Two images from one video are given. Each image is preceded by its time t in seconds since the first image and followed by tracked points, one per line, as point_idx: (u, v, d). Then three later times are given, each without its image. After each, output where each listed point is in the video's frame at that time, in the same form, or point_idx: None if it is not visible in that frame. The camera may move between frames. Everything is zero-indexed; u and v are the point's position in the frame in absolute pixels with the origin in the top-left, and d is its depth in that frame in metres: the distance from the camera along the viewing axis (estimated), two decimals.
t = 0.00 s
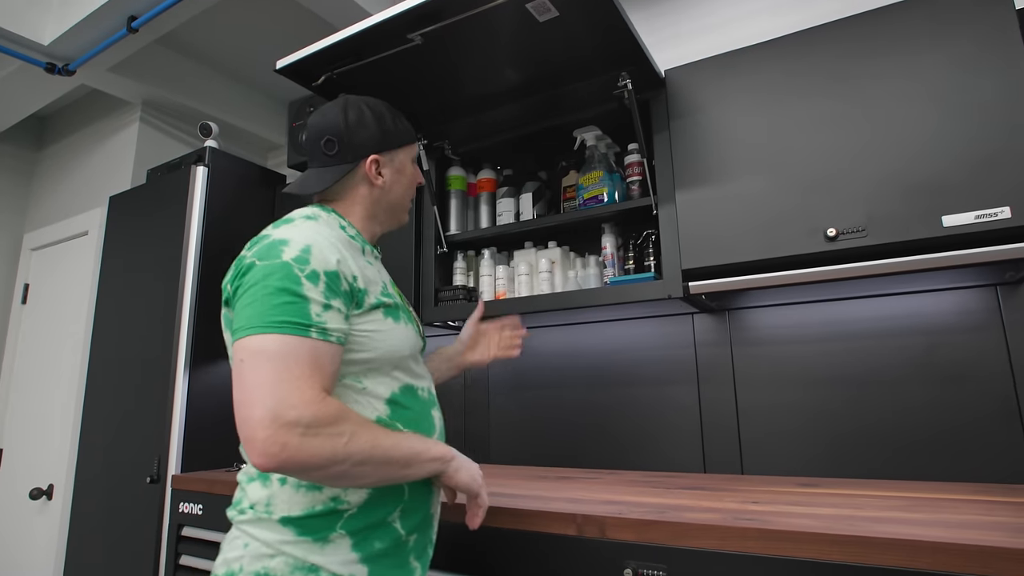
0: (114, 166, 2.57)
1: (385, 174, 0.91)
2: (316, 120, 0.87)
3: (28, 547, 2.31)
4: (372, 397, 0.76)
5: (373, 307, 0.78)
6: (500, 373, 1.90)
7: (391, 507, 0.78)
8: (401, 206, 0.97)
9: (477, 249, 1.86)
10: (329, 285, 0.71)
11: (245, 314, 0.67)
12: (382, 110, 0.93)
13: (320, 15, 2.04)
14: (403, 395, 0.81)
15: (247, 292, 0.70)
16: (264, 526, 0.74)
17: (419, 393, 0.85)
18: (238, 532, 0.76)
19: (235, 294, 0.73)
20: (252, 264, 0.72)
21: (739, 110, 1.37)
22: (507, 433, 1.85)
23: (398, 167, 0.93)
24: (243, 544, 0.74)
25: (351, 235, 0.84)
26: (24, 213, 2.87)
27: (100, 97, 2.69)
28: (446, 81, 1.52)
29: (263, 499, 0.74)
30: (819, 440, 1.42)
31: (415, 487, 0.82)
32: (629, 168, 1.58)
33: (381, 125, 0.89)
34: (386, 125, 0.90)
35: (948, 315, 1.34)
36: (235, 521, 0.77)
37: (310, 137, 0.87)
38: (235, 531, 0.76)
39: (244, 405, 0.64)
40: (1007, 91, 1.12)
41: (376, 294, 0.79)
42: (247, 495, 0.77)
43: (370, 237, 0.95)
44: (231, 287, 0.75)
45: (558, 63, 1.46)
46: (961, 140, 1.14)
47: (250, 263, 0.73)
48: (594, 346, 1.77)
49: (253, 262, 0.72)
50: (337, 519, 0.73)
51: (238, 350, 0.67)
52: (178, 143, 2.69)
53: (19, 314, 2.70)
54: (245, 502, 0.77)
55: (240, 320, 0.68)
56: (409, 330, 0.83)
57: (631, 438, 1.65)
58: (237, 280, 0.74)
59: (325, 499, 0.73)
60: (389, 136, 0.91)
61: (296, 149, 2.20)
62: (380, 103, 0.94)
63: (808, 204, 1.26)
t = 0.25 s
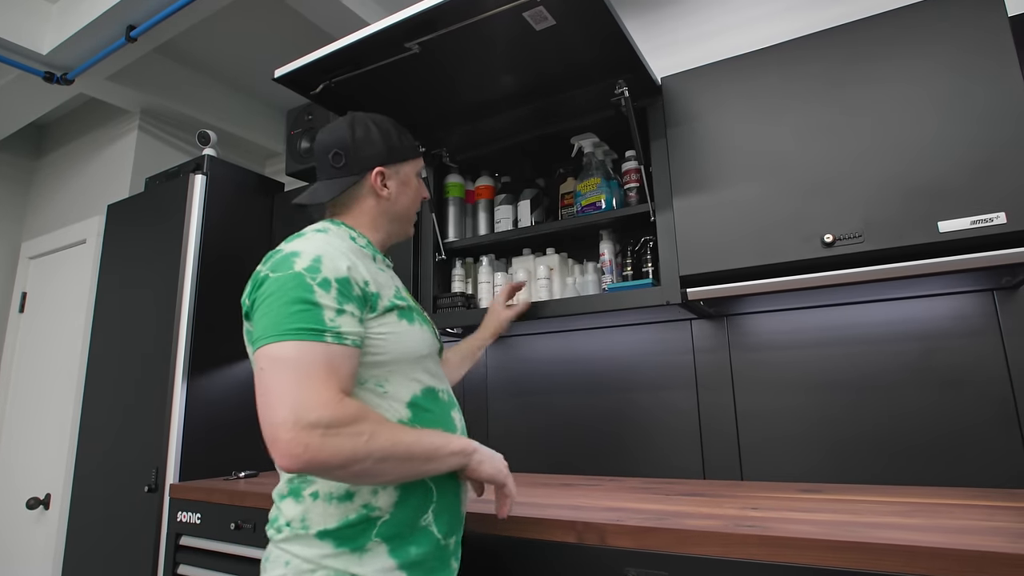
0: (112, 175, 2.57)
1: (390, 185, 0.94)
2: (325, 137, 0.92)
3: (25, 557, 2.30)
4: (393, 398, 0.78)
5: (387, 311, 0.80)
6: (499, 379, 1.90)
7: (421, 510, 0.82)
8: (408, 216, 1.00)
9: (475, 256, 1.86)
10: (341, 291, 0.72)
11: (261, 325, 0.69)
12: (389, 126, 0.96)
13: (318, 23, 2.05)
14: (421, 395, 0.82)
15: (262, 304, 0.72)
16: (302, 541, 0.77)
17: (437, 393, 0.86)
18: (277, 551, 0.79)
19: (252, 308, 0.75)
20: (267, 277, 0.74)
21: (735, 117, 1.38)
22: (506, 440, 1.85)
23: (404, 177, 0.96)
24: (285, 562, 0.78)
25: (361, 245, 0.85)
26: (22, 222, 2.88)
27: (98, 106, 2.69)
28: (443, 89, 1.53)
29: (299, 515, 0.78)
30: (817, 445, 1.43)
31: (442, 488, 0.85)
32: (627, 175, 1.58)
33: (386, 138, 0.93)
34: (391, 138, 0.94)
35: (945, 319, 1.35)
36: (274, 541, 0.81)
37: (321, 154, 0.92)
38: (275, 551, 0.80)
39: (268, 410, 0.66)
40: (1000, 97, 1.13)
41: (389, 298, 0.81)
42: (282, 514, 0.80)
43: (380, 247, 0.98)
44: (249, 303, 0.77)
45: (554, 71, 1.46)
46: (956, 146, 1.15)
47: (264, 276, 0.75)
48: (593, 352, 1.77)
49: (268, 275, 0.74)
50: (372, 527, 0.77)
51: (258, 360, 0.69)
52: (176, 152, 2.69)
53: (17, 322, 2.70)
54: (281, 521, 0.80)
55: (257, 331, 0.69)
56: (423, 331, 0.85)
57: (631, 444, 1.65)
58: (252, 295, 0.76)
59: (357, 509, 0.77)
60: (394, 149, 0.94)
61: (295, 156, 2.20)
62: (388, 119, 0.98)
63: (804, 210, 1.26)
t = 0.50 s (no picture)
0: (111, 179, 2.57)
1: (402, 197, 0.97)
2: (337, 152, 0.94)
3: (22, 563, 2.29)
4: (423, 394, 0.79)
5: (410, 311, 0.80)
6: (498, 383, 1.90)
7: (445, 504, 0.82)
8: (419, 227, 1.02)
9: (474, 260, 1.87)
10: (372, 288, 0.73)
11: (299, 317, 0.69)
12: (399, 139, 0.99)
13: (317, 28, 2.06)
14: (442, 396, 0.83)
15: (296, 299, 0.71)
16: (333, 539, 0.76)
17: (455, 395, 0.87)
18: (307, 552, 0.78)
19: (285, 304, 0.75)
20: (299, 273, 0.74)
21: (733, 121, 1.38)
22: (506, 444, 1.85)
23: (414, 189, 0.99)
24: (317, 562, 0.76)
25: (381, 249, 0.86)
26: (20, 226, 2.88)
27: (97, 111, 2.70)
28: (442, 93, 1.53)
29: (327, 513, 0.76)
30: (817, 448, 1.42)
31: (462, 483, 0.86)
32: (625, 178, 1.59)
33: (397, 151, 0.95)
34: (402, 151, 0.96)
35: (943, 322, 1.35)
36: (302, 542, 0.79)
37: (334, 168, 0.94)
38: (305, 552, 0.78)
39: (305, 400, 0.66)
40: (997, 100, 1.14)
41: (412, 298, 0.81)
42: (308, 514, 0.79)
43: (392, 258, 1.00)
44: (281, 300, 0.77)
45: (552, 75, 1.47)
46: (954, 149, 1.15)
47: (297, 273, 0.75)
48: (592, 356, 1.77)
49: (301, 271, 0.74)
50: (402, 520, 0.77)
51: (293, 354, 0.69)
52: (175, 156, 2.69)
53: (15, 327, 2.69)
54: (308, 521, 0.78)
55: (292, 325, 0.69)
56: (443, 333, 0.86)
57: (630, 447, 1.65)
58: (285, 291, 0.77)
59: (387, 502, 0.76)
60: (405, 162, 0.96)
61: (294, 161, 2.21)
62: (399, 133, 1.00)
63: (802, 213, 1.26)
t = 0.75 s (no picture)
0: (107, 181, 2.57)
1: (405, 204, 0.99)
2: (342, 164, 0.98)
3: (15, 566, 2.28)
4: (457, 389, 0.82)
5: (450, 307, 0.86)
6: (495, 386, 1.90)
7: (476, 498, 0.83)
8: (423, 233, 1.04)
9: (471, 263, 1.86)
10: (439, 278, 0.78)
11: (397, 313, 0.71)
12: (404, 147, 1.02)
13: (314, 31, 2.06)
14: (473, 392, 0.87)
15: (378, 300, 0.73)
16: (375, 526, 0.76)
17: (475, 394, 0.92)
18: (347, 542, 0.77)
19: (358, 307, 0.75)
20: (368, 276, 0.75)
21: (730, 125, 1.39)
22: (503, 446, 1.85)
23: (416, 196, 1.01)
24: (359, 552, 0.76)
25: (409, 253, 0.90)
26: (15, 228, 2.87)
27: (94, 112, 2.69)
28: (440, 96, 1.53)
29: (371, 501, 0.76)
30: (813, 452, 1.43)
31: (490, 478, 0.87)
32: (622, 182, 1.60)
33: (400, 159, 0.98)
34: (405, 159, 0.99)
35: (939, 326, 1.35)
36: (340, 533, 0.78)
37: (341, 178, 0.99)
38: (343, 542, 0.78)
39: (445, 381, 0.67)
40: (991, 105, 1.14)
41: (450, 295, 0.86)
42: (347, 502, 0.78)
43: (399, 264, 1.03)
44: (342, 303, 0.77)
45: (549, 78, 1.47)
46: (949, 153, 1.16)
47: (362, 275, 0.76)
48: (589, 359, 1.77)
49: (368, 275, 0.75)
50: (441, 509, 0.78)
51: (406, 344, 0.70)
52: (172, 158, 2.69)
53: (9, 328, 2.68)
54: (348, 510, 0.78)
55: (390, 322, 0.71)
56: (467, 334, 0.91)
57: (627, 451, 1.65)
58: (347, 294, 0.77)
59: (429, 489, 0.77)
60: (408, 169, 0.99)
61: (290, 163, 2.21)
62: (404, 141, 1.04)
63: (799, 217, 1.27)
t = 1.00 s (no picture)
0: (104, 181, 2.56)
1: (417, 200, 1.08)
2: (356, 164, 1.06)
3: (10, 567, 2.27)
4: (486, 382, 0.91)
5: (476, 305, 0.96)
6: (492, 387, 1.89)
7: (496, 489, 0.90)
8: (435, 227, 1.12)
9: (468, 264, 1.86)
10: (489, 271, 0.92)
11: (488, 291, 0.85)
12: (413, 146, 1.11)
13: (312, 31, 2.05)
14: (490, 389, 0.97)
15: (456, 286, 0.84)
16: (416, 508, 0.81)
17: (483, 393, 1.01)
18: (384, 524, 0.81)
19: (432, 295, 0.84)
20: (441, 267, 0.86)
21: (727, 125, 1.39)
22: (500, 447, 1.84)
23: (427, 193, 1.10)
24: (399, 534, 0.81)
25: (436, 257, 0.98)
26: (12, 227, 2.86)
27: (91, 112, 2.68)
28: (437, 96, 1.53)
29: (414, 484, 0.82)
30: (810, 452, 1.43)
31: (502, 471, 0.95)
32: (620, 183, 1.59)
33: (412, 158, 1.07)
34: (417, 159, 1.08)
35: (936, 327, 1.36)
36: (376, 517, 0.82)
37: (353, 177, 1.06)
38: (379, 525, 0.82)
39: (542, 344, 0.86)
40: (988, 107, 1.15)
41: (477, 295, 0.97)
42: (387, 486, 0.82)
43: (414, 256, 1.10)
44: (411, 293, 0.84)
45: (547, 79, 1.47)
46: (946, 155, 1.16)
47: (434, 267, 0.86)
48: (586, 360, 1.77)
49: (440, 267, 0.85)
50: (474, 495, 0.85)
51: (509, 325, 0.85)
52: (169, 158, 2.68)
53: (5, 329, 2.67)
54: (388, 493, 0.82)
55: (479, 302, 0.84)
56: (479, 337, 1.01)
57: (624, 451, 1.64)
58: (417, 285, 0.84)
59: (466, 475, 0.84)
60: (420, 168, 1.08)
61: (288, 163, 2.20)
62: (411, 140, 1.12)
63: (796, 218, 1.27)
